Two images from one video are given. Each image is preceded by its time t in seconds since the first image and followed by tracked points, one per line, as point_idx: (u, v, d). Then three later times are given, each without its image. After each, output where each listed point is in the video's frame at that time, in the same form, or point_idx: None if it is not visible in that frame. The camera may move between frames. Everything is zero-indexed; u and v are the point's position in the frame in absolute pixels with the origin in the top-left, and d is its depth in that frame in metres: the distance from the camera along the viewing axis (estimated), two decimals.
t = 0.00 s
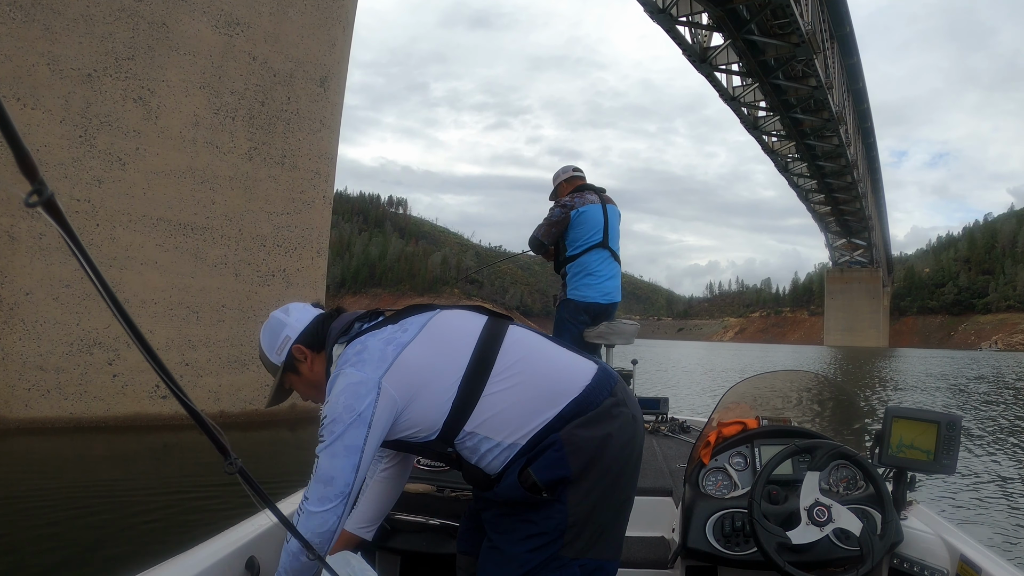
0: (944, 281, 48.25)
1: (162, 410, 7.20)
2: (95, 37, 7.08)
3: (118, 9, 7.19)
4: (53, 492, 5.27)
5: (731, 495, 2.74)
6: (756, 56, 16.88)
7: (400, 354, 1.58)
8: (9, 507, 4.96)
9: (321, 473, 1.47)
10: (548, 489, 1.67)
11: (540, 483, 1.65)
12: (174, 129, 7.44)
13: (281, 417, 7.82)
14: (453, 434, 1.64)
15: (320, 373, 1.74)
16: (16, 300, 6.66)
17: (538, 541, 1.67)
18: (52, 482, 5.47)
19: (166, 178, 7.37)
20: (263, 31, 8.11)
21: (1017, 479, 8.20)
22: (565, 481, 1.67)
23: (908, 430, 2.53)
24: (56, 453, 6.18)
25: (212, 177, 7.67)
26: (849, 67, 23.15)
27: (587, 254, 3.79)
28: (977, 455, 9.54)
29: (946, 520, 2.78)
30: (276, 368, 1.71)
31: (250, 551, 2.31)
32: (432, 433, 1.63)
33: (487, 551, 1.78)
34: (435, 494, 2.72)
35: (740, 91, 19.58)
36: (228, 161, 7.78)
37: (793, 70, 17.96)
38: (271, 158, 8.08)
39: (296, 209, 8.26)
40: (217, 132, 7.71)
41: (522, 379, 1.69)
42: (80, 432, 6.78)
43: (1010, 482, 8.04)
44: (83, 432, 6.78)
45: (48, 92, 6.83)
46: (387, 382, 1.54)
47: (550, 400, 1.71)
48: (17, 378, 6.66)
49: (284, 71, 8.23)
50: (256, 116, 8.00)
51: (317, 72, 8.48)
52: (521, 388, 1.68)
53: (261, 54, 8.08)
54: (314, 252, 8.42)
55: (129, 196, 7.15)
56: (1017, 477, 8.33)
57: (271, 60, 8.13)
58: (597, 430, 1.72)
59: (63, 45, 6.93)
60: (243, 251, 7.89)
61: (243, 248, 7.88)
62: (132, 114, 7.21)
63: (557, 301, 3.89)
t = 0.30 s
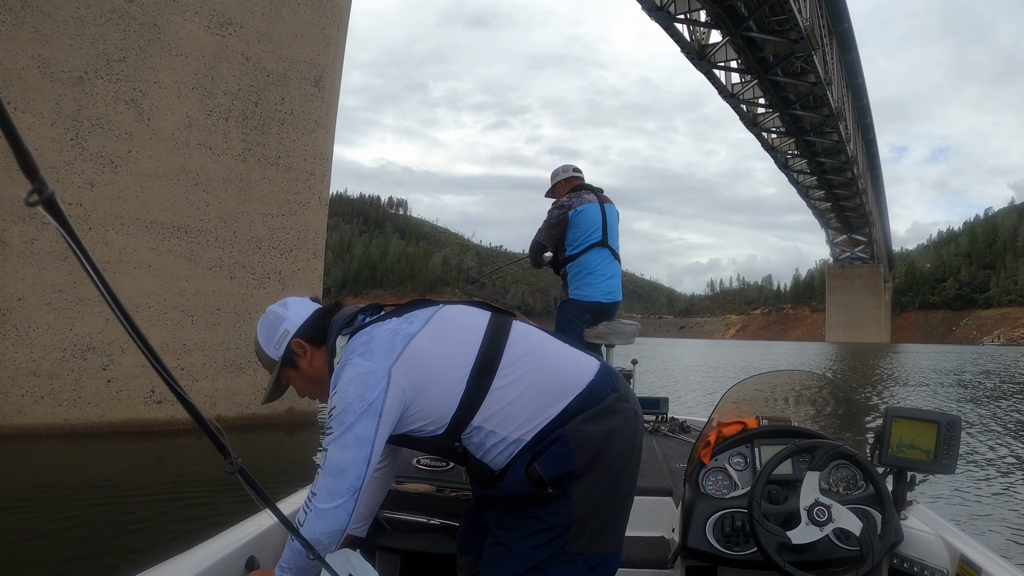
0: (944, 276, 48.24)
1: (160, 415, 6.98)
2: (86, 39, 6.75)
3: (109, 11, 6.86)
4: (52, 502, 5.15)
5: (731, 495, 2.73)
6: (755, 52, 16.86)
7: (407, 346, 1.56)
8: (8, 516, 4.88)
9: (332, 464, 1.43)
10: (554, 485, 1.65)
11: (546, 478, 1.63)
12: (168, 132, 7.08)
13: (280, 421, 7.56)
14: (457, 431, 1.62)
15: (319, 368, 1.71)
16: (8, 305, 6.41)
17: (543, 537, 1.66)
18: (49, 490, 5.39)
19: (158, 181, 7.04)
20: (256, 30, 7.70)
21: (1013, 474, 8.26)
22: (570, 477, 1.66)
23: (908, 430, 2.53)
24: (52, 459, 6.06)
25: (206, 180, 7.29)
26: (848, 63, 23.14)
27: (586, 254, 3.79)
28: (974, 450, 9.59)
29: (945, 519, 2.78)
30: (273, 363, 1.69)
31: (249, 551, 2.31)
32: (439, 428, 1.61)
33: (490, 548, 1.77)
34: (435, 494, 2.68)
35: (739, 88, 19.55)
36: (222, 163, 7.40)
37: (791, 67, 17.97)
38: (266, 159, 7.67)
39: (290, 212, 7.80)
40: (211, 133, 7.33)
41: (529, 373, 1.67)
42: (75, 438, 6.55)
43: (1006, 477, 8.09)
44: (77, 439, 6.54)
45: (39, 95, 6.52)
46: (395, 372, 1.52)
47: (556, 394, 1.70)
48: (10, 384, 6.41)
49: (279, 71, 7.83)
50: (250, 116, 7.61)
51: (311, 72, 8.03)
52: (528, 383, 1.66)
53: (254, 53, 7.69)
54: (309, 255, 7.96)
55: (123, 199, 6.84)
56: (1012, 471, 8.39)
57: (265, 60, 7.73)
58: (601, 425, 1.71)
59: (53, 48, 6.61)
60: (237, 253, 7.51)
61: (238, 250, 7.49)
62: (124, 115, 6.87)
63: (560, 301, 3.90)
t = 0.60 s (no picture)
0: (945, 276, 48.25)
1: (155, 418, 6.83)
2: (80, 39, 6.56)
3: (103, 10, 6.67)
4: (50, 506, 5.08)
5: (731, 495, 2.73)
6: (755, 53, 16.88)
7: (419, 333, 1.57)
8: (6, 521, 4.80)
9: (331, 441, 1.43)
10: (559, 482, 1.65)
11: (553, 476, 1.64)
12: (163, 132, 6.94)
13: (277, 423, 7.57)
14: (464, 424, 1.62)
15: (326, 356, 1.72)
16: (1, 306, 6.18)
17: (547, 534, 1.65)
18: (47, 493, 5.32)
19: (154, 181, 6.89)
20: (252, 30, 7.58)
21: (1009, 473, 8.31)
22: (576, 475, 1.66)
23: (908, 430, 2.53)
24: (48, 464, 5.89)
25: (201, 180, 7.15)
26: (849, 63, 23.15)
27: (587, 254, 3.78)
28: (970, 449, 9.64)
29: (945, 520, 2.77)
30: (279, 350, 1.68)
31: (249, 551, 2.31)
32: (446, 418, 1.61)
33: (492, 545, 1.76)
34: (435, 494, 2.67)
35: (740, 88, 19.53)
36: (218, 163, 7.27)
37: (791, 67, 17.98)
38: (263, 159, 7.55)
39: (284, 214, 7.68)
40: (208, 134, 7.21)
41: (540, 367, 1.67)
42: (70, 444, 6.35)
43: (1001, 475, 8.14)
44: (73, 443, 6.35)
45: (33, 95, 6.31)
46: (405, 357, 1.53)
47: (567, 390, 1.69)
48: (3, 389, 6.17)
49: (274, 71, 7.71)
50: (246, 116, 7.47)
51: (307, 71, 7.93)
52: (539, 377, 1.66)
53: (251, 54, 7.57)
54: (308, 254, 7.89)
55: (118, 199, 6.68)
56: (1008, 470, 8.44)
57: (261, 61, 7.61)
58: (609, 424, 1.71)
59: (46, 47, 6.39)
60: (233, 254, 7.39)
61: (234, 251, 7.38)
62: (119, 115, 6.71)
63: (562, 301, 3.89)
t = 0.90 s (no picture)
0: (947, 278, 48.22)
1: (148, 417, 6.77)
2: (77, 34, 6.44)
3: (100, 4, 6.55)
4: (48, 508, 5.03)
5: (731, 495, 2.73)
6: (758, 54, 16.89)
7: (428, 328, 1.57)
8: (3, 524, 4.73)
9: (331, 429, 1.44)
10: (566, 482, 1.64)
11: (561, 476, 1.63)
12: (159, 128, 6.83)
13: (273, 423, 7.51)
14: (472, 421, 1.62)
15: (334, 344, 1.73)
16: None
17: (553, 533, 1.64)
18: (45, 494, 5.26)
19: (151, 177, 6.77)
20: (250, 26, 7.48)
21: (1005, 473, 8.34)
22: (583, 474, 1.66)
23: (908, 430, 2.53)
24: (42, 465, 5.81)
25: (197, 177, 7.04)
26: (851, 65, 23.14)
27: (594, 254, 3.80)
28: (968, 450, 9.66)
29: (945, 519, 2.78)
30: (288, 337, 1.68)
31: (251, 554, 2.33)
32: (452, 413, 1.61)
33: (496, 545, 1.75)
34: (435, 494, 2.66)
35: (742, 89, 19.51)
36: (215, 160, 7.17)
37: (795, 68, 17.96)
38: (260, 156, 7.47)
39: (282, 211, 7.62)
40: (205, 130, 7.10)
41: (550, 365, 1.67)
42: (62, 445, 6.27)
43: (998, 476, 8.18)
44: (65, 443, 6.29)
45: (27, 90, 6.19)
46: (412, 349, 1.53)
47: (576, 389, 1.69)
48: None
49: (273, 68, 7.63)
50: (244, 113, 7.39)
51: (306, 67, 7.85)
52: (549, 374, 1.66)
53: (250, 50, 7.48)
54: (306, 252, 7.81)
55: (113, 195, 6.55)
56: (1005, 470, 8.47)
57: (260, 57, 7.53)
58: (617, 425, 1.72)
59: (42, 42, 6.27)
60: (229, 251, 7.27)
61: (232, 248, 7.25)
62: (114, 111, 6.59)
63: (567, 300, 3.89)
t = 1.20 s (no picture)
0: (947, 278, 48.24)
1: (143, 417, 6.62)
2: (70, 28, 6.40)
3: None
4: (44, 506, 5.00)
5: (731, 495, 2.73)
6: (759, 53, 16.87)
7: (425, 336, 1.57)
8: None
9: (328, 440, 1.44)
10: (565, 485, 1.65)
11: (558, 478, 1.63)
12: (153, 124, 6.75)
13: (270, 423, 7.43)
14: (471, 426, 1.62)
15: (333, 356, 1.73)
16: None
17: (553, 536, 1.64)
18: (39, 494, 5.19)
19: (145, 173, 6.71)
20: (247, 21, 7.35)
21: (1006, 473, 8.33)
22: (581, 477, 1.66)
23: (908, 430, 2.53)
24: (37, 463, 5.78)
25: (192, 173, 6.95)
26: (852, 65, 23.13)
27: (592, 253, 3.80)
28: (968, 450, 9.65)
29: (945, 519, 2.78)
30: (285, 351, 1.69)
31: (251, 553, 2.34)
32: (450, 420, 1.61)
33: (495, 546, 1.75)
34: (435, 494, 2.67)
35: (743, 88, 19.48)
36: (211, 156, 7.07)
37: (797, 67, 17.94)
38: (256, 152, 7.38)
39: (279, 208, 7.52)
40: (199, 126, 7.01)
41: (546, 370, 1.67)
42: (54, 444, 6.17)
43: (998, 476, 8.17)
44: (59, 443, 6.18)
45: (19, 85, 6.17)
46: (409, 360, 1.53)
47: (572, 393, 1.69)
48: None
49: (270, 63, 7.52)
50: (239, 109, 7.28)
51: (303, 63, 7.73)
52: (545, 379, 1.66)
53: (246, 45, 7.35)
54: (300, 252, 7.72)
55: (108, 190, 6.50)
56: (1005, 470, 8.46)
57: (255, 52, 7.41)
58: (616, 427, 1.72)
59: (34, 38, 6.26)
60: (225, 249, 7.20)
61: (225, 246, 7.17)
62: (108, 107, 6.54)
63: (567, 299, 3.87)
